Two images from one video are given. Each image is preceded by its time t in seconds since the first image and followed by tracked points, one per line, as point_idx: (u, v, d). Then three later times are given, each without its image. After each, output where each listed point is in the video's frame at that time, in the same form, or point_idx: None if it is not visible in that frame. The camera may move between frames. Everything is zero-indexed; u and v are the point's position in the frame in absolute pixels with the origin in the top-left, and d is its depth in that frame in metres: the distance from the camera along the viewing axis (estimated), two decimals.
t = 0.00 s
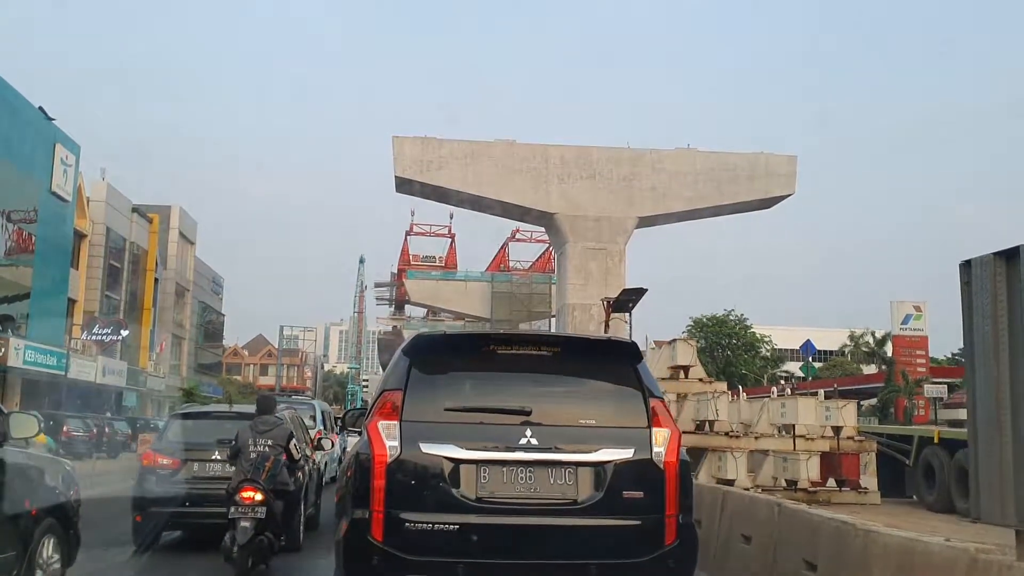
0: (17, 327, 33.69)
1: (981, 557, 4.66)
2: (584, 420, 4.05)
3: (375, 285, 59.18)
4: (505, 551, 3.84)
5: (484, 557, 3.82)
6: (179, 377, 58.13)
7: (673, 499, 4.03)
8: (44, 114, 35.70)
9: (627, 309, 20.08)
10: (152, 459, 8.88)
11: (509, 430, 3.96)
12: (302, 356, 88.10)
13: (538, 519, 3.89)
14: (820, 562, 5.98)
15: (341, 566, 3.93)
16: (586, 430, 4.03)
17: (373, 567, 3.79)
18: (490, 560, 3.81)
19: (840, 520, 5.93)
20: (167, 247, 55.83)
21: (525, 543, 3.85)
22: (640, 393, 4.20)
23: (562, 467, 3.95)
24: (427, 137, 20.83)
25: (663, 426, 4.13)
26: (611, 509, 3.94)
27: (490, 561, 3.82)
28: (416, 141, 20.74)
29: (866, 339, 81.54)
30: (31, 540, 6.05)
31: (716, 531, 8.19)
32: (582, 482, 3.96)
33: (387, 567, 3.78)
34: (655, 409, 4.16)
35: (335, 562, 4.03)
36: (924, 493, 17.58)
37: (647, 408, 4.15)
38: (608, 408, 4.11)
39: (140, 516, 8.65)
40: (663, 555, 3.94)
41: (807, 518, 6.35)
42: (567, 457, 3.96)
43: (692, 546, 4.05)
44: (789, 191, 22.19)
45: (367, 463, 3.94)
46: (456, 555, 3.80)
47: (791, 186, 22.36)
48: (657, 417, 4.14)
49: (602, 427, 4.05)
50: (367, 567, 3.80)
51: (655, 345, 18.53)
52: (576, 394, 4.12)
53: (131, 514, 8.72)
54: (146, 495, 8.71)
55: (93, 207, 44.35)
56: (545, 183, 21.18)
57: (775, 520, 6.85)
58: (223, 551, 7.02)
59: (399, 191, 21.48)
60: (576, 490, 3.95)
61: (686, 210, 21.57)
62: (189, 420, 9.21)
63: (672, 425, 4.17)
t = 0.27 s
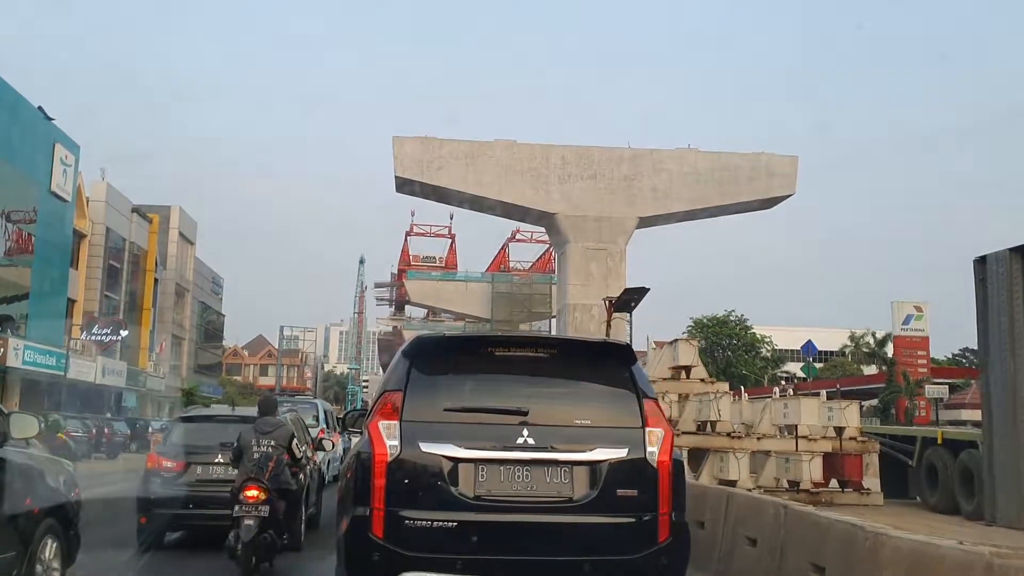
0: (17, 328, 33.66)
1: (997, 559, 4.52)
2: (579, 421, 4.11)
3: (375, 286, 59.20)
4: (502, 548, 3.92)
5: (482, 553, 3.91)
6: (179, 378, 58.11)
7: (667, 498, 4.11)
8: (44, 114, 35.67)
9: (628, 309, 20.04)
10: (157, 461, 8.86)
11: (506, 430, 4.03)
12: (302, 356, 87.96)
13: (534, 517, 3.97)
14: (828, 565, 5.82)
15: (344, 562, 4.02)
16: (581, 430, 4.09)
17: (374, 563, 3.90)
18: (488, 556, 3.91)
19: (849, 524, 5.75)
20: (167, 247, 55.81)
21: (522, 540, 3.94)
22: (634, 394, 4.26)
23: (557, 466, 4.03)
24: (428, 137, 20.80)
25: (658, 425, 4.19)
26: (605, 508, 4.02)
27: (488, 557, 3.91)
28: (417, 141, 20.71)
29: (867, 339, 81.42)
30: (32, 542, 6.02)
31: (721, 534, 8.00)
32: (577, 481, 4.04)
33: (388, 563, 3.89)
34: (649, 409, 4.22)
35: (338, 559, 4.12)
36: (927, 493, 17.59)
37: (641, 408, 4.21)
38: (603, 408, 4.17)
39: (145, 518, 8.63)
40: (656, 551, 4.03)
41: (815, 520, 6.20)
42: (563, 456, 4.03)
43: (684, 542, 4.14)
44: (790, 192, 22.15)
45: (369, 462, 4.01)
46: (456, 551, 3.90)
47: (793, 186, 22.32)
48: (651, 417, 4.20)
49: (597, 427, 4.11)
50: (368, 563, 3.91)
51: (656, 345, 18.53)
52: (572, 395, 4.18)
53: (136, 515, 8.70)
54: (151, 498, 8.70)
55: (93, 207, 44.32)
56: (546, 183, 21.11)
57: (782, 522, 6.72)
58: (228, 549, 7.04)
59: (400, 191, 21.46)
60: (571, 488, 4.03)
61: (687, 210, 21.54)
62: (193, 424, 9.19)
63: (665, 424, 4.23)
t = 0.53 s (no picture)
0: (16, 329, 33.62)
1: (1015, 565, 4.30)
2: (574, 421, 4.09)
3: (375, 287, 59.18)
4: (499, 547, 3.91)
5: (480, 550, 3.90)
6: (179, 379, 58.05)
7: (660, 496, 4.10)
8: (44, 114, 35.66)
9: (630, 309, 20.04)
10: (161, 462, 8.84)
11: (503, 430, 4.01)
12: (302, 357, 87.89)
13: (530, 515, 3.95)
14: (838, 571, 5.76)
15: (345, 562, 4.02)
16: (576, 430, 4.07)
17: (375, 560, 3.90)
18: (486, 554, 3.90)
19: (861, 528, 5.67)
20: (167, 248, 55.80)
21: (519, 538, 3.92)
22: (628, 396, 4.23)
23: (554, 464, 4.02)
24: (428, 137, 20.76)
25: (651, 425, 4.18)
26: (600, 505, 4.00)
27: (485, 555, 3.90)
28: (417, 141, 20.67)
29: (867, 340, 81.36)
30: (32, 543, 5.98)
31: (727, 537, 7.95)
32: (573, 479, 4.02)
33: (388, 560, 3.89)
34: (643, 409, 4.20)
35: (339, 559, 4.12)
36: (931, 495, 17.56)
37: (635, 407, 4.19)
38: (598, 408, 4.15)
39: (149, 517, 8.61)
40: (649, 549, 4.02)
41: (825, 523, 6.13)
42: (559, 455, 4.02)
43: (676, 539, 4.14)
44: (791, 191, 22.11)
45: (369, 462, 4.00)
46: (454, 549, 3.89)
47: (794, 186, 22.29)
48: (644, 417, 4.18)
49: (592, 427, 4.10)
50: (369, 560, 3.91)
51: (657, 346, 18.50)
52: (568, 395, 4.15)
53: (140, 515, 8.69)
54: (156, 498, 8.68)
55: (93, 208, 44.30)
56: (546, 184, 21.10)
57: (789, 526, 6.68)
58: (231, 548, 7.01)
59: (400, 191, 21.42)
60: (567, 487, 4.02)
61: (688, 210, 21.50)
62: (197, 424, 9.14)
63: (658, 424, 4.22)
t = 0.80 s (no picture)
0: (16, 330, 33.60)
1: None
2: (570, 421, 4.05)
3: (376, 288, 59.14)
4: (497, 544, 3.88)
5: (479, 547, 3.86)
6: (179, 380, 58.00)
7: (654, 493, 4.06)
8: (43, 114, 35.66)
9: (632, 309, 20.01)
10: (166, 463, 8.80)
11: (500, 430, 3.97)
12: (302, 359, 87.82)
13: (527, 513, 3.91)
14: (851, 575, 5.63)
15: (347, 562, 3.99)
16: (573, 430, 4.03)
17: (375, 557, 3.86)
18: (483, 552, 3.86)
19: (876, 533, 5.50)
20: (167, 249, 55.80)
21: (516, 536, 3.89)
22: (622, 397, 4.19)
23: (550, 463, 3.98)
24: (429, 138, 20.71)
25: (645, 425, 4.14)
26: (596, 504, 3.97)
27: (482, 553, 3.87)
28: (417, 142, 20.64)
29: (869, 342, 81.30)
30: (33, 545, 5.94)
31: (736, 540, 7.84)
32: (568, 478, 3.99)
33: (388, 558, 3.85)
34: (638, 410, 4.16)
35: (339, 559, 4.08)
36: (936, 497, 17.49)
37: (630, 408, 4.15)
38: (593, 410, 4.11)
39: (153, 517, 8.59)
40: (643, 546, 3.99)
41: (837, 526, 6.02)
42: (555, 454, 3.98)
43: (670, 537, 4.11)
44: (793, 192, 22.09)
45: (370, 462, 3.96)
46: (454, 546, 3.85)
47: (795, 187, 22.28)
48: (639, 417, 4.14)
49: (588, 427, 4.06)
50: (369, 558, 3.87)
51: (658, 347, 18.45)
52: (565, 396, 4.11)
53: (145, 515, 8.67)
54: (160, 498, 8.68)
55: (93, 209, 44.28)
56: (547, 185, 21.08)
57: (800, 529, 6.59)
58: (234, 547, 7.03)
59: (400, 192, 21.38)
60: (563, 486, 3.98)
61: (689, 211, 21.46)
62: (200, 426, 9.09)
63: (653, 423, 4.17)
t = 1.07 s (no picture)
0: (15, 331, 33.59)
1: None
2: (565, 422, 4.00)
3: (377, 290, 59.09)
4: (494, 545, 3.83)
5: (478, 547, 3.81)
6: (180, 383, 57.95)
7: (649, 493, 4.01)
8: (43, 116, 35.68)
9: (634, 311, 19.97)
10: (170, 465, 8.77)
11: (497, 431, 3.93)
12: (303, 361, 87.80)
13: (524, 513, 3.86)
14: None
15: (346, 563, 3.94)
16: (569, 430, 3.99)
17: (375, 556, 3.81)
18: (481, 553, 3.81)
19: (893, 540, 5.45)
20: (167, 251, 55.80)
21: (513, 535, 3.84)
22: (618, 400, 4.14)
23: (547, 463, 3.93)
24: (430, 140, 20.68)
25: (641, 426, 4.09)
26: (592, 503, 3.92)
27: (480, 553, 3.81)
28: (418, 144, 20.60)
29: (871, 344, 81.19)
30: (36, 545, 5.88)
31: (747, 546, 7.78)
32: (565, 478, 3.94)
33: (387, 557, 3.80)
34: (633, 411, 4.11)
35: (339, 560, 4.04)
36: (942, 501, 17.43)
37: (625, 410, 4.10)
38: (589, 412, 4.06)
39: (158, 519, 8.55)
40: (637, 545, 3.94)
41: (852, 532, 5.96)
42: (552, 453, 3.93)
43: (665, 537, 4.06)
44: (795, 194, 22.05)
45: (370, 463, 3.91)
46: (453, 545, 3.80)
47: (797, 188, 22.24)
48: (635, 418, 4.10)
49: (585, 428, 4.01)
50: (369, 557, 3.82)
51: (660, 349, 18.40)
52: (562, 397, 4.07)
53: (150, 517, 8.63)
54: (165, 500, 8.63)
55: (93, 211, 44.26)
56: (548, 187, 21.06)
57: (814, 535, 6.52)
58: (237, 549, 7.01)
59: (401, 194, 21.34)
60: (560, 486, 3.93)
61: (691, 213, 21.41)
62: (205, 429, 9.07)
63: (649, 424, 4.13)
